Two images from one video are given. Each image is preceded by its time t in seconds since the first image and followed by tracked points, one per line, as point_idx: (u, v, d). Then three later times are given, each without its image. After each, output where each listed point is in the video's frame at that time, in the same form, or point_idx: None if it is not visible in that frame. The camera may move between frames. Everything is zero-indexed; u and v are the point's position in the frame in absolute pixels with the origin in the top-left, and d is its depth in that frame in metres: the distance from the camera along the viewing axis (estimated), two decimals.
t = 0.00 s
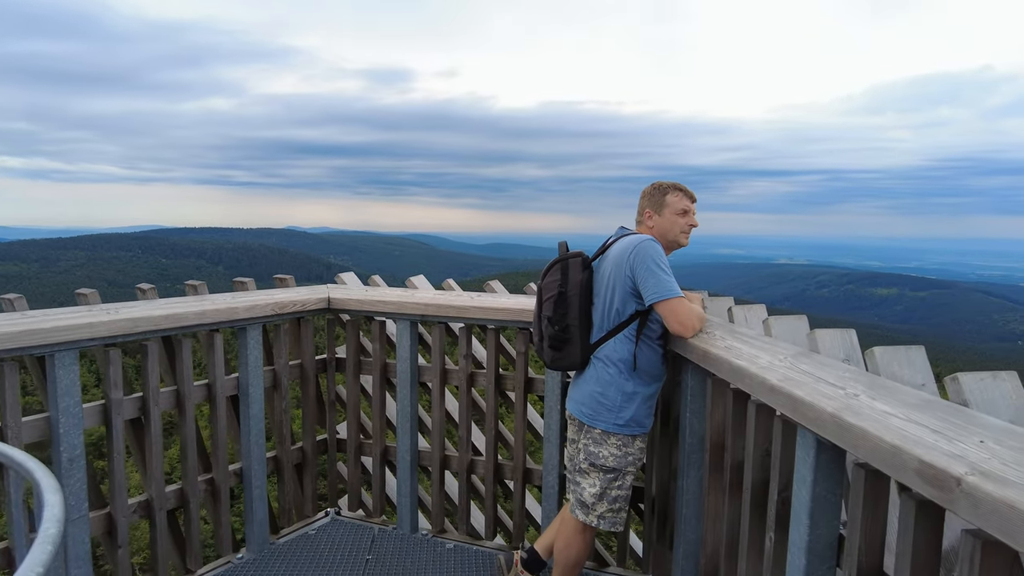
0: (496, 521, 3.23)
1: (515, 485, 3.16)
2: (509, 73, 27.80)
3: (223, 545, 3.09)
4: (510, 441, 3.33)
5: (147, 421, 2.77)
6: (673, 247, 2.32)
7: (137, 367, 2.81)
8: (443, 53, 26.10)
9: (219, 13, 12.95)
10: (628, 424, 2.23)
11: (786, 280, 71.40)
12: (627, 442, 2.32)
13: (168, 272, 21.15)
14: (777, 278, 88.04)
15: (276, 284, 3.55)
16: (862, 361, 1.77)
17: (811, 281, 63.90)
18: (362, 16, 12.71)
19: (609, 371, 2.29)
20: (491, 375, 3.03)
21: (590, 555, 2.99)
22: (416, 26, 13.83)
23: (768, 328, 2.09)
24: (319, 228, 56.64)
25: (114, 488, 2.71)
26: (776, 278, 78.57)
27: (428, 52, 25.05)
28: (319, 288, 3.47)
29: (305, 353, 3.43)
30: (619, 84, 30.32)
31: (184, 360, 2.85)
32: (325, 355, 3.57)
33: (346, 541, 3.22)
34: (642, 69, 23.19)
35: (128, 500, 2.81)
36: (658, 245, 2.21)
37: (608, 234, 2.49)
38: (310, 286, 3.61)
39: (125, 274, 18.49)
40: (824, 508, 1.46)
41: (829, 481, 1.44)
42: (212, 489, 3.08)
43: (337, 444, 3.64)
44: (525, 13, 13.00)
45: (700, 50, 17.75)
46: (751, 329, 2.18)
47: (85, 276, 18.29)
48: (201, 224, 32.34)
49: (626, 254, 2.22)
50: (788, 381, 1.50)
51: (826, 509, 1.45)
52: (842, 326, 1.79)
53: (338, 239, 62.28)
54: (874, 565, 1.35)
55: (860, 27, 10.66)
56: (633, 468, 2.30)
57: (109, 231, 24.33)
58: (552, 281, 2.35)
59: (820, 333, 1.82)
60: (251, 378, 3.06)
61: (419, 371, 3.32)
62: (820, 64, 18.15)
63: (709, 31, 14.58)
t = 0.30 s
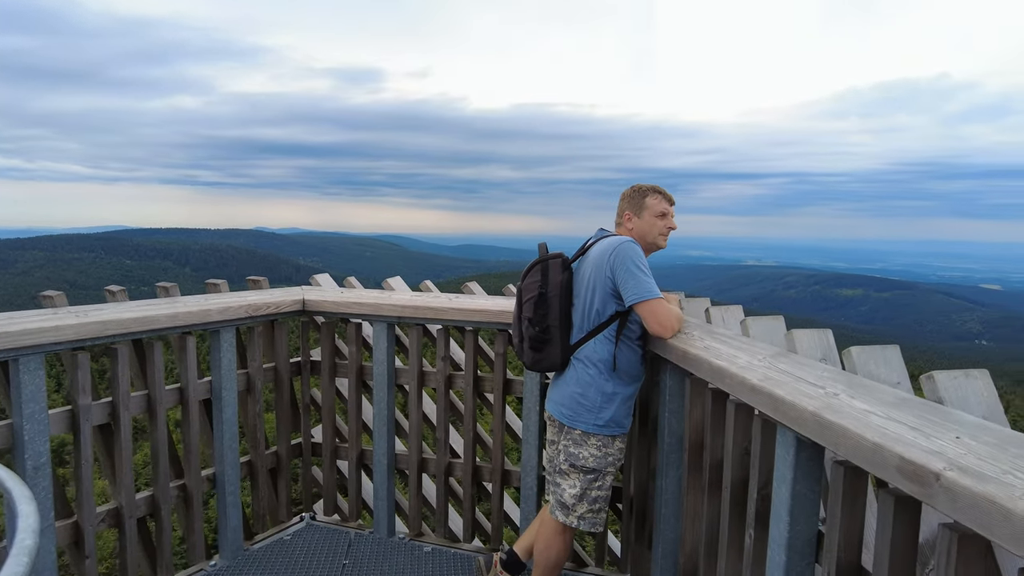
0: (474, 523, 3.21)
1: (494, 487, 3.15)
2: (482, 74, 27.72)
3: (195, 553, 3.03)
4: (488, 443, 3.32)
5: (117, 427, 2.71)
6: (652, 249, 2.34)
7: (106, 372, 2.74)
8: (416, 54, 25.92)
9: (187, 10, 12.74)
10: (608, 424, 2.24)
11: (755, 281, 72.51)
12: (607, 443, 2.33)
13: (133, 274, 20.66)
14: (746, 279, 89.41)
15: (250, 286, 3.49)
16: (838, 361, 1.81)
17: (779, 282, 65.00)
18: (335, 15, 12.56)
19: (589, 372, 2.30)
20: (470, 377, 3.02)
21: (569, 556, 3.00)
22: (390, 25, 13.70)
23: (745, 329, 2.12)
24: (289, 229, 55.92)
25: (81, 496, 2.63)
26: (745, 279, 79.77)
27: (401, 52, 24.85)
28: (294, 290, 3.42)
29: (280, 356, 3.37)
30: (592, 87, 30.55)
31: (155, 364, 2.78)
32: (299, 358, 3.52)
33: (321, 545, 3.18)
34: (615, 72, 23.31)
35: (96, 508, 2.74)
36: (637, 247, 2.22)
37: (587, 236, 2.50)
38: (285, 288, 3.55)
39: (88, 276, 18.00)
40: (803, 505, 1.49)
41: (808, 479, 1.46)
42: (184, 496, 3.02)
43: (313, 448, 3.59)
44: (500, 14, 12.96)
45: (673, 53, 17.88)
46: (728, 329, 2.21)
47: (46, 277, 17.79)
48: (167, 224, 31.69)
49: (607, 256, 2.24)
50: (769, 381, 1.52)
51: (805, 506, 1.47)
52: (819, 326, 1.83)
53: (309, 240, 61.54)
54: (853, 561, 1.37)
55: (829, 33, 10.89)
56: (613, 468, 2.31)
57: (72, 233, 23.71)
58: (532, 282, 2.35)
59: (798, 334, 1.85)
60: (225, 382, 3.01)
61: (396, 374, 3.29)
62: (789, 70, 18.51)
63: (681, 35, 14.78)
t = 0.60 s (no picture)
0: (448, 526, 3.20)
1: (467, 489, 3.14)
2: (449, 74, 27.62)
3: (162, 562, 2.96)
4: (461, 445, 3.31)
5: (79, 434, 2.63)
6: (625, 251, 2.37)
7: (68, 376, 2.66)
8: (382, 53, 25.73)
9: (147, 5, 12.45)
10: (583, 424, 2.26)
11: (719, 281, 73.69)
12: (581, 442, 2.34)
13: (90, 275, 20.05)
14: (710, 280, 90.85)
15: (217, 288, 3.42)
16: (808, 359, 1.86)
17: (742, 282, 66.16)
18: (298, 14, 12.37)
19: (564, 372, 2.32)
20: (444, 378, 3.01)
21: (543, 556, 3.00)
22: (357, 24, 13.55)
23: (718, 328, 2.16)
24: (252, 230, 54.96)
25: (41, 506, 2.55)
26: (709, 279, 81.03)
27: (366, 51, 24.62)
28: (263, 291, 3.35)
29: (249, 359, 3.30)
30: (558, 89, 30.77)
31: (120, 368, 2.71)
32: (268, 361, 3.46)
33: (291, 550, 3.14)
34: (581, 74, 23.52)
35: (57, 518, 2.66)
36: (612, 248, 2.25)
37: (563, 236, 2.52)
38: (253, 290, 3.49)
39: (41, 278, 17.43)
40: (777, 500, 1.51)
41: (783, 475, 1.49)
42: (150, 503, 2.95)
43: (282, 452, 3.54)
44: (466, 14, 12.92)
45: (638, 56, 18.08)
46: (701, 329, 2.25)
47: None
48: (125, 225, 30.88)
49: (582, 257, 2.26)
50: (744, 379, 1.55)
51: (780, 501, 1.50)
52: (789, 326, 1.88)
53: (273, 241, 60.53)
54: (826, 554, 1.40)
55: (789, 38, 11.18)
56: (586, 467, 2.33)
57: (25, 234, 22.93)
58: (508, 282, 2.36)
59: (770, 333, 1.90)
60: (192, 386, 2.95)
61: (369, 376, 3.26)
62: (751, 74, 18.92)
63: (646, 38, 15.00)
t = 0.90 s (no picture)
0: (424, 527, 3.19)
1: (443, 490, 3.14)
2: (419, 74, 27.56)
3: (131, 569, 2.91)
4: (437, 447, 3.31)
5: (44, 440, 2.57)
6: (600, 252, 2.40)
7: (33, 381, 2.59)
8: (350, 52, 25.48)
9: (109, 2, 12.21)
10: (557, 422, 2.28)
11: (687, 282, 74.62)
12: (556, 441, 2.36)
13: (48, 276, 19.40)
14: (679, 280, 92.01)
15: (187, 290, 3.36)
16: (777, 357, 1.92)
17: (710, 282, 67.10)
18: (261, 11, 12.13)
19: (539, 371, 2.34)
20: (418, 379, 3.01)
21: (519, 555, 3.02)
22: (324, 22, 13.36)
23: (690, 327, 2.21)
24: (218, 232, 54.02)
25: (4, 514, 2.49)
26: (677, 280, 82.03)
27: (334, 50, 24.34)
28: (234, 293, 3.30)
29: (220, 362, 3.25)
30: (529, 90, 30.92)
31: (87, 372, 2.66)
32: (240, 364, 3.41)
33: (264, 555, 3.10)
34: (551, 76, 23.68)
35: (20, 527, 2.59)
36: (587, 249, 2.28)
37: (539, 237, 2.54)
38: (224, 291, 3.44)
39: None
40: (750, 495, 1.55)
41: (755, 470, 1.53)
42: (118, 510, 2.89)
43: (255, 456, 3.49)
44: (437, 15, 12.93)
45: (606, 58, 18.20)
46: (673, 328, 2.29)
47: None
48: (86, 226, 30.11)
49: (557, 258, 2.28)
50: (716, 377, 1.59)
51: (753, 496, 1.54)
52: (761, 325, 1.92)
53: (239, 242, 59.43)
54: (797, 546, 1.45)
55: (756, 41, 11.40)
56: (561, 466, 2.35)
57: None
58: (484, 282, 2.37)
59: (741, 332, 1.94)
60: (162, 390, 2.90)
61: (342, 378, 3.24)
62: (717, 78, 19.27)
63: (615, 40, 15.18)
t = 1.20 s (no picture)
0: (404, 529, 3.18)
1: (423, 492, 3.14)
2: (397, 74, 27.49)
3: None
4: (417, 449, 3.31)
5: (15, 447, 2.52)
6: (575, 255, 2.43)
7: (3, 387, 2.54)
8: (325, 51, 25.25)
9: None
10: (529, 420, 2.29)
11: (663, 283, 75.26)
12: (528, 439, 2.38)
13: (13, 277, 18.89)
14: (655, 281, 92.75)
15: (163, 293, 3.32)
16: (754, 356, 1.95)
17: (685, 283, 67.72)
18: (231, 8, 11.91)
19: (513, 370, 2.35)
20: (398, 381, 3.00)
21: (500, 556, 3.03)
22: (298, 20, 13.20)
23: (668, 328, 2.24)
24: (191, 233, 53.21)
25: None
26: (653, 280, 82.72)
27: (309, 49, 24.10)
28: (210, 296, 3.26)
29: (197, 365, 3.22)
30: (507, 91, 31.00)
31: (60, 377, 2.61)
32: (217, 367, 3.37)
33: (241, 559, 3.07)
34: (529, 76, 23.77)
35: None
36: (563, 252, 2.30)
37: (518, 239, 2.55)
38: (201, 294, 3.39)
39: None
40: (728, 491, 1.58)
41: (733, 467, 1.56)
42: (92, 517, 2.84)
43: (232, 460, 3.45)
44: (417, 15, 12.95)
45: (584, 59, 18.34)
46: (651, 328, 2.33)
47: None
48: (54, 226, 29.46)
49: (534, 260, 2.30)
50: (696, 376, 1.61)
51: (731, 493, 1.57)
52: (737, 325, 1.96)
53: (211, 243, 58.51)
54: (774, 541, 1.48)
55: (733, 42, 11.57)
56: (535, 463, 2.36)
57: None
58: (462, 282, 2.39)
59: (718, 332, 1.98)
60: (137, 394, 2.86)
61: (321, 381, 3.22)
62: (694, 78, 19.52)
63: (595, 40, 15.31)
